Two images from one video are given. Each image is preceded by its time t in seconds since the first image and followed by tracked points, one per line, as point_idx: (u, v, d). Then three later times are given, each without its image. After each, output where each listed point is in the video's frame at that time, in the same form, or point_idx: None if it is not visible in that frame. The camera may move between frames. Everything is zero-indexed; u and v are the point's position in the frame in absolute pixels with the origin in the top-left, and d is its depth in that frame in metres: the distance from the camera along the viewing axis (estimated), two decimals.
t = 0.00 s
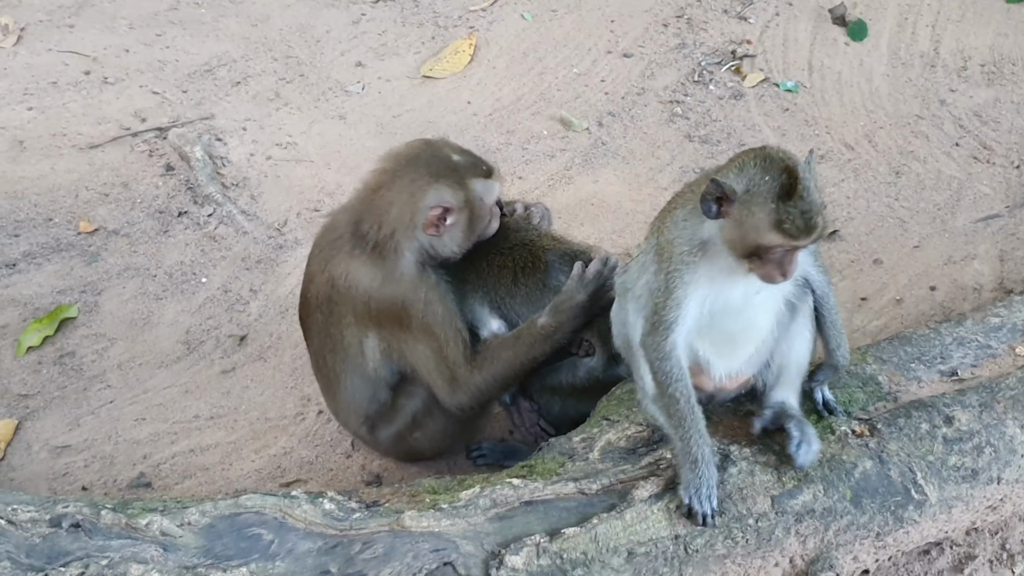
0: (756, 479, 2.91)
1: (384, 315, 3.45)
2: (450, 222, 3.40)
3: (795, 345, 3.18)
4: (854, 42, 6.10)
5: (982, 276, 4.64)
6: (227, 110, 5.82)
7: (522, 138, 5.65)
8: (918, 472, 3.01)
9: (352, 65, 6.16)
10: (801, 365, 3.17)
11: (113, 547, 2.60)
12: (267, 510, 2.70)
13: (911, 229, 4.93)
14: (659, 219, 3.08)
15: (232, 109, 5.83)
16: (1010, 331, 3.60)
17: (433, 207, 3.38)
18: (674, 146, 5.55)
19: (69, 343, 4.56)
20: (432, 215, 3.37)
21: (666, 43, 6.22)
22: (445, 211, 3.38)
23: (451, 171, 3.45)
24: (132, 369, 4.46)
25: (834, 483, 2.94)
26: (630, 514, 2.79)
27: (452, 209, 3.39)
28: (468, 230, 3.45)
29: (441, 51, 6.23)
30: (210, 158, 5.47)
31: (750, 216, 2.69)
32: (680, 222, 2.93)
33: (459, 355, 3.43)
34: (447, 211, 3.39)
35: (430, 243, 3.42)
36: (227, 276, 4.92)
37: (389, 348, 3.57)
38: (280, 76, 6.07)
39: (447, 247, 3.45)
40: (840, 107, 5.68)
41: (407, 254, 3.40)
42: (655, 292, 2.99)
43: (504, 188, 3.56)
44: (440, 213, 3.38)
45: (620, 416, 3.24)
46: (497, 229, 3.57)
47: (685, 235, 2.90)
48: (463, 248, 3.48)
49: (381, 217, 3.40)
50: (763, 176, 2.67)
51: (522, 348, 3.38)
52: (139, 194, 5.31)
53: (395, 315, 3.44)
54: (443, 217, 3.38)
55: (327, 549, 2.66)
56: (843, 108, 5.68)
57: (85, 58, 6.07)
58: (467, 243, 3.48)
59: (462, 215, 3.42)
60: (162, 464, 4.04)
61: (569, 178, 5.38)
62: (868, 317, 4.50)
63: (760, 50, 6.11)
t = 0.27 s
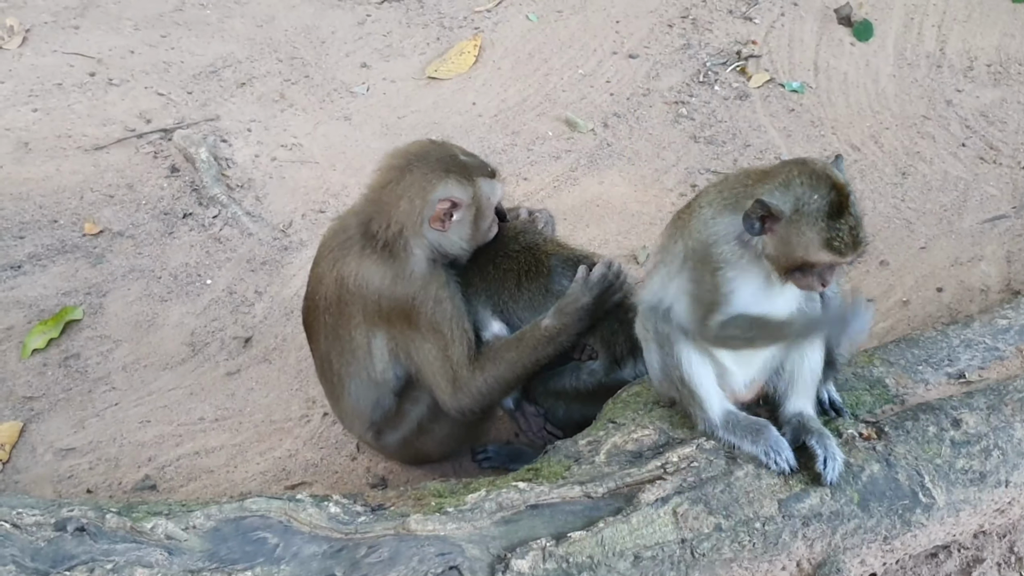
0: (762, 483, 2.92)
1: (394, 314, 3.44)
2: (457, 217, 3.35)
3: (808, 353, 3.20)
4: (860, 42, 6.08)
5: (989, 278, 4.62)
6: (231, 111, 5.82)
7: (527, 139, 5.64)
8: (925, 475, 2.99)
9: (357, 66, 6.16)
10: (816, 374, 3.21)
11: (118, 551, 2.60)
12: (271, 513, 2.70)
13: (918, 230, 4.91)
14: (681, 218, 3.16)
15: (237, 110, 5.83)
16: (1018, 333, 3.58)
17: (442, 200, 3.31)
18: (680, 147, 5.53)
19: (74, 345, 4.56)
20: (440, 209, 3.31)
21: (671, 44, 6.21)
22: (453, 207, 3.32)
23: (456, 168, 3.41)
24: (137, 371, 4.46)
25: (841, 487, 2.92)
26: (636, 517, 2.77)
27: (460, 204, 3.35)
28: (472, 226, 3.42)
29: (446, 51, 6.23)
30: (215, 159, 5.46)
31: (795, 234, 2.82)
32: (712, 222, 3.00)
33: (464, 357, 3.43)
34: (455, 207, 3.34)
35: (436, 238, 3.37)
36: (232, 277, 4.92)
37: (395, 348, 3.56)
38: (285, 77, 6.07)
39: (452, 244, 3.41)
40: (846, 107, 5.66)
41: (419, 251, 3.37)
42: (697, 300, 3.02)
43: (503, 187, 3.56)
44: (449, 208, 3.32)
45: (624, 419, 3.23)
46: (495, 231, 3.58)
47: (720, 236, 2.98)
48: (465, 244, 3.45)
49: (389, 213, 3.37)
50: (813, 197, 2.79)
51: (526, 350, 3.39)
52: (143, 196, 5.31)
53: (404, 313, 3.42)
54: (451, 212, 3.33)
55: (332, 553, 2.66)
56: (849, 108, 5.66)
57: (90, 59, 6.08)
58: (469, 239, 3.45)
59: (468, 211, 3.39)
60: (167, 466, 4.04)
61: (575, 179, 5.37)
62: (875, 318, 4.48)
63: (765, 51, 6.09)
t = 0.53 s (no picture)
0: (762, 482, 2.91)
1: (387, 314, 3.42)
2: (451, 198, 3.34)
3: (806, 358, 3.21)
4: (860, 41, 6.07)
5: (989, 276, 4.62)
6: (231, 111, 5.81)
7: (527, 138, 5.63)
8: (925, 475, 2.99)
9: (356, 65, 6.15)
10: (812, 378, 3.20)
11: (117, 551, 2.60)
12: (270, 513, 2.69)
13: (918, 228, 4.90)
14: (688, 226, 3.15)
15: (236, 109, 5.82)
16: (1019, 332, 3.57)
17: (432, 184, 3.30)
18: (679, 145, 5.52)
19: (73, 345, 4.56)
20: (432, 193, 3.31)
21: (671, 43, 6.20)
22: (444, 188, 3.31)
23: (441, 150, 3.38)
24: (137, 370, 4.46)
25: (841, 486, 2.91)
26: (636, 517, 2.77)
27: (451, 186, 3.33)
28: (467, 204, 3.40)
29: (446, 50, 6.22)
30: (214, 159, 5.46)
31: (840, 204, 2.79)
32: (742, 235, 2.96)
33: (457, 353, 3.42)
34: (446, 188, 3.32)
35: (433, 223, 3.36)
36: (231, 277, 4.91)
37: (391, 346, 3.54)
38: (284, 76, 6.06)
39: (451, 228, 3.40)
40: (846, 106, 5.65)
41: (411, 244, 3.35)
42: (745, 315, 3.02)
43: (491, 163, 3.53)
44: (440, 190, 3.31)
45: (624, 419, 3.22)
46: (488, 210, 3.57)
47: (769, 244, 2.93)
48: (464, 225, 3.44)
49: (378, 210, 3.35)
50: (844, 164, 2.78)
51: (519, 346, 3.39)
52: (143, 195, 5.31)
53: (397, 312, 3.40)
54: (443, 194, 3.32)
55: (331, 553, 2.65)
56: (850, 107, 5.65)
57: (89, 58, 6.07)
58: (467, 221, 3.44)
59: (461, 190, 3.37)
60: (166, 466, 4.03)
61: (574, 178, 5.37)
62: (875, 318, 4.47)
63: (766, 49, 6.08)
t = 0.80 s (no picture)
0: (765, 484, 2.90)
1: (404, 319, 3.39)
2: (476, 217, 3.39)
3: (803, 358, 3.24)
4: (863, 41, 6.06)
5: (992, 277, 4.61)
6: (232, 111, 5.81)
7: (529, 138, 5.62)
8: (929, 477, 2.97)
9: (358, 65, 6.15)
10: (811, 377, 3.21)
11: (119, 553, 2.59)
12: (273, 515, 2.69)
13: (921, 229, 4.89)
14: (662, 234, 3.15)
15: (238, 109, 5.82)
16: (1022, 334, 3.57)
17: (463, 201, 3.34)
18: (682, 145, 5.52)
19: (75, 346, 4.55)
20: (461, 210, 3.34)
21: (674, 43, 6.19)
22: (473, 206, 3.37)
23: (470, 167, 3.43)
24: (139, 371, 4.46)
25: (844, 488, 2.90)
26: (639, 519, 2.76)
27: (479, 206, 3.39)
28: (488, 225, 3.47)
29: (448, 50, 6.21)
30: (216, 159, 5.45)
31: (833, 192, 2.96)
32: (731, 241, 2.98)
33: (467, 357, 3.42)
34: (474, 206, 3.37)
35: (456, 239, 3.39)
36: (233, 277, 4.91)
37: (404, 352, 3.51)
38: (286, 76, 6.06)
39: (470, 245, 3.45)
40: (849, 105, 5.64)
41: (434, 251, 3.35)
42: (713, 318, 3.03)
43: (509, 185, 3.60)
44: (468, 208, 3.35)
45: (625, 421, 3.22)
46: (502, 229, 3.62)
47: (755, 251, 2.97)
48: (481, 244, 3.50)
49: (407, 216, 3.33)
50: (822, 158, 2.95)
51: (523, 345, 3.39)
52: (145, 195, 5.30)
53: (416, 317, 3.37)
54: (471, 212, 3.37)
55: (334, 555, 2.65)
56: (853, 107, 5.64)
57: (91, 58, 6.07)
58: (483, 241, 3.50)
59: (486, 211, 3.43)
60: (168, 467, 4.03)
61: (577, 178, 5.36)
62: (878, 318, 4.46)
63: (768, 49, 6.07)
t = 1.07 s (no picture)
0: (768, 487, 2.89)
1: (402, 322, 3.38)
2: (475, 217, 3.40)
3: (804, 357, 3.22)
4: (865, 42, 6.05)
5: (995, 279, 4.60)
6: (234, 112, 5.80)
7: (532, 139, 5.62)
8: (932, 479, 2.97)
9: (360, 66, 6.14)
10: (813, 377, 3.20)
11: (120, 555, 2.57)
12: (275, 517, 2.69)
13: (923, 230, 4.88)
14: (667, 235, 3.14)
15: (240, 110, 5.81)
16: None
17: (462, 203, 3.34)
18: (684, 146, 5.51)
19: (77, 347, 4.55)
20: (461, 212, 3.34)
21: (676, 44, 6.18)
22: (473, 208, 3.37)
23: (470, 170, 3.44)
24: (141, 372, 4.45)
25: (847, 491, 2.89)
26: (642, 522, 2.75)
27: (478, 207, 3.39)
28: (487, 226, 3.48)
29: (450, 51, 6.21)
30: (218, 160, 5.45)
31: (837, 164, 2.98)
32: (746, 224, 2.96)
33: (466, 360, 3.41)
34: (474, 207, 3.38)
35: (455, 241, 3.39)
36: (235, 278, 4.90)
37: (403, 357, 3.50)
38: (288, 77, 6.06)
39: (469, 247, 3.45)
40: (851, 107, 5.63)
41: (433, 254, 3.35)
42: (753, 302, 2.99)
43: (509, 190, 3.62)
44: (468, 209, 3.35)
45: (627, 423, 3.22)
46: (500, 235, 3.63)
47: (773, 235, 2.92)
48: (478, 246, 3.50)
49: (405, 218, 3.33)
50: (820, 136, 2.98)
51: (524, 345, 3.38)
52: (146, 196, 5.30)
53: (414, 321, 3.37)
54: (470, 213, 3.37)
55: (336, 557, 2.64)
56: (855, 108, 5.63)
57: (92, 58, 6.07)
58: (481, 243, 3.50)
59: (484, 212, 3.44)
60: (170, 468, 4.03)
61: (579, 179, 5.35)
62: (880, 320, 4.45)
63: (770, 50, 6.06)
